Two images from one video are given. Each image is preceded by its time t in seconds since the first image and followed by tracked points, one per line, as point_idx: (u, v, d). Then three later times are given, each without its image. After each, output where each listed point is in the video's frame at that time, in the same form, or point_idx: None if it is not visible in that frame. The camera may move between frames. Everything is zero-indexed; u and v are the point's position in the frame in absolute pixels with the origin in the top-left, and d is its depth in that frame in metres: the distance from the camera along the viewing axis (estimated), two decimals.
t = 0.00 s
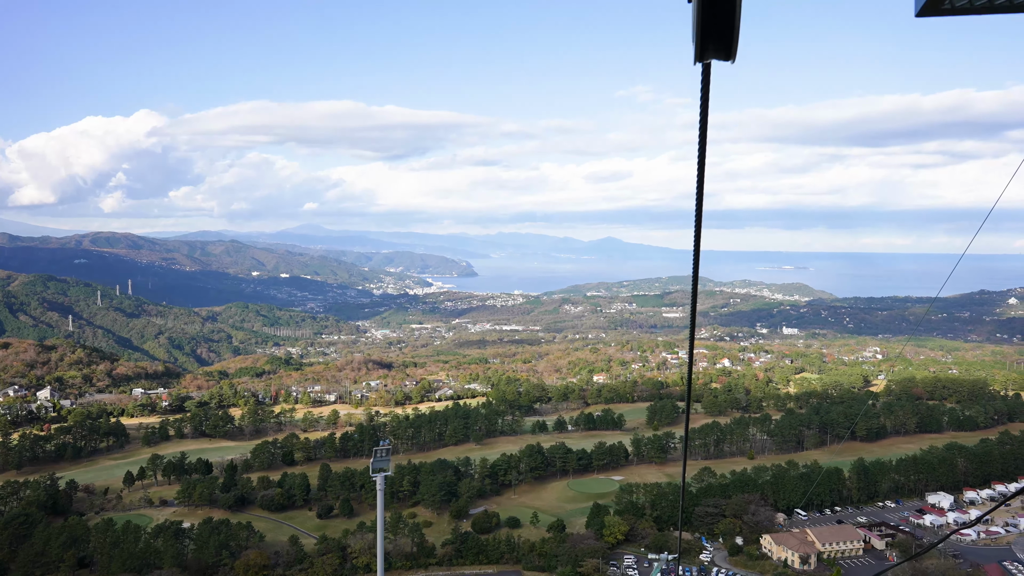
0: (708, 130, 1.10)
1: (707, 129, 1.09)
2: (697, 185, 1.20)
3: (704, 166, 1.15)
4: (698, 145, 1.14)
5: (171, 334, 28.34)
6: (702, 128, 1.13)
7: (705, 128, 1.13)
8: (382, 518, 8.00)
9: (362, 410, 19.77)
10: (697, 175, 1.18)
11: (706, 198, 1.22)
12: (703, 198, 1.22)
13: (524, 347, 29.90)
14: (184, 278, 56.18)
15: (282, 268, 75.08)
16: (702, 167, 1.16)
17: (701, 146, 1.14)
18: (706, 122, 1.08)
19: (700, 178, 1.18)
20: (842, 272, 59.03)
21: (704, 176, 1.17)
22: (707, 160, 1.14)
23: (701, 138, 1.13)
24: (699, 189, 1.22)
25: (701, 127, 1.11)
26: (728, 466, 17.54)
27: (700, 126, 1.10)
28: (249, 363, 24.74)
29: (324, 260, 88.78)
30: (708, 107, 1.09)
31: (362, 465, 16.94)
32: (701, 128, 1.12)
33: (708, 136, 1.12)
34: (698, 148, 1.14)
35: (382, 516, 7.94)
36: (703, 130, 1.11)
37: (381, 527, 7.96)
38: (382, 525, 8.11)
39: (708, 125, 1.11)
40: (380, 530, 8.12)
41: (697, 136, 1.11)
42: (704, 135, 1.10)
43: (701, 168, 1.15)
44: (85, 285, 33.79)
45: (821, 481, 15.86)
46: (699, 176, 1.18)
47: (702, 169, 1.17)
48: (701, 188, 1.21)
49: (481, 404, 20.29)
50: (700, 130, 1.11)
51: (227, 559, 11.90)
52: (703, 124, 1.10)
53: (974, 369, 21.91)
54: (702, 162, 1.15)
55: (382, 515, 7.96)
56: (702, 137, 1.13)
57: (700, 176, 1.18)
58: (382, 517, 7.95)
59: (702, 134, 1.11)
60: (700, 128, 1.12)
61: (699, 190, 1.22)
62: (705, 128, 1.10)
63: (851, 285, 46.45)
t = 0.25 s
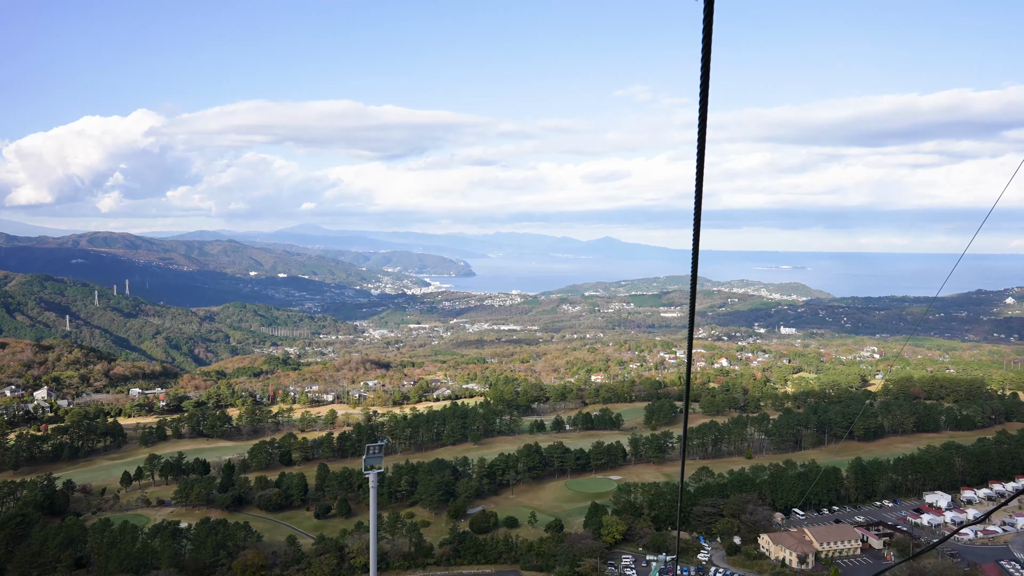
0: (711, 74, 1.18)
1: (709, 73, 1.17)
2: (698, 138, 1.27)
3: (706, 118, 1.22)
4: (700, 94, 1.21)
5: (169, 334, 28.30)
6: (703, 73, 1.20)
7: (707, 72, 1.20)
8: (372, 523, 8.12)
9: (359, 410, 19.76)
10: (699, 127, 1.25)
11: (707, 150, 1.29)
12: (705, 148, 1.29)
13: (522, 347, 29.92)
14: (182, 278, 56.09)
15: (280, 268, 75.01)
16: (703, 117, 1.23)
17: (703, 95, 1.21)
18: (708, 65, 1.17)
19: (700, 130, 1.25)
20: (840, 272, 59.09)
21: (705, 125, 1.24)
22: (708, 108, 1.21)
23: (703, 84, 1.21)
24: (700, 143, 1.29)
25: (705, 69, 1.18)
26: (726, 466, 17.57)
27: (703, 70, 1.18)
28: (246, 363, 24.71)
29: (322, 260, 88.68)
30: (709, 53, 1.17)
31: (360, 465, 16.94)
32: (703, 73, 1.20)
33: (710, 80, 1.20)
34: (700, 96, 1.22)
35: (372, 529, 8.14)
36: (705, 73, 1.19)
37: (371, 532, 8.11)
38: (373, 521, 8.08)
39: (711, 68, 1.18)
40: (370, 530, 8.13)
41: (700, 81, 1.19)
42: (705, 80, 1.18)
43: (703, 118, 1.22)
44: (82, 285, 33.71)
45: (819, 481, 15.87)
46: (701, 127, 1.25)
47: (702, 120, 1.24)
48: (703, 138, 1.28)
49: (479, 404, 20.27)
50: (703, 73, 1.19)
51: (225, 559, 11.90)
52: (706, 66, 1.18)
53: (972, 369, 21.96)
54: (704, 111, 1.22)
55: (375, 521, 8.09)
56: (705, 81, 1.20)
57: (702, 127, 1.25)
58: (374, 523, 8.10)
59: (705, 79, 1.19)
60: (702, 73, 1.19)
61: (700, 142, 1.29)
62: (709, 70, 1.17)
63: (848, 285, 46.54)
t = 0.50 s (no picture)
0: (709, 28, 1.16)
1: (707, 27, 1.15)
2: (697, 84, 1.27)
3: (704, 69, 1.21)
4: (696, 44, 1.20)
5: (166, 334, 28.26)
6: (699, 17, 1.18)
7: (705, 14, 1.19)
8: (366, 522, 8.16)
9: (357, 410, 19.74)
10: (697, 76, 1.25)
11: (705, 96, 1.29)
12: (704, 96, 1.28)
13: (520, 347, 29.93)
14: (179, 278, 56.00)
15: (278, 268, 74.91)
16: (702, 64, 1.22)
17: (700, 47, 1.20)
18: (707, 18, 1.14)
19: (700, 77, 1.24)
20: (836, 272, 59.21)
21: (705, 80, 1.25)
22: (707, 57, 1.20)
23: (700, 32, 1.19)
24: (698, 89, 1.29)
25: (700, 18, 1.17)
26: (724, 465, 17.60)
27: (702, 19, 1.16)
28: (244, 363, 24.68)
29: (320, 260, 88.61)
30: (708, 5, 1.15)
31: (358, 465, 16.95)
32: (701, 25, 1.18)
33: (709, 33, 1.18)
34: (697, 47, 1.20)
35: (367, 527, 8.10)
36: (703, 19, 1.17)
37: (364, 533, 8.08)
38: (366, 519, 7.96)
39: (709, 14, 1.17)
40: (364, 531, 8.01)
41: (698, 30, 1.17)
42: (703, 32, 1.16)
43: (701, 66, 1.21)
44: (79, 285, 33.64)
45: (817, 480, 15.88)
46: (699, 75, 1.24)
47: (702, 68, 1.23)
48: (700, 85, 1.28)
49: (477, 404, 20.26)
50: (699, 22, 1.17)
51: (222, 559, 11.88)
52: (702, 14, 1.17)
53: (969, 367, 22.01)
54: (704, 65, 1.22)
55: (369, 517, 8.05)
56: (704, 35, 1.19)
57: (700, 75, 1.24)
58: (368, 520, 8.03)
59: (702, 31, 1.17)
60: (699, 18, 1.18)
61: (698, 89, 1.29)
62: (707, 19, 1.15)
63: (846, 285, 46.64)
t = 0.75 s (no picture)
0: (705, 30, 1.11)
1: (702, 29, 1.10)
2: (692, 79, 1.21)
3: (699, 64, 1.16)
4: (692, 42, 1.15)
5: (163, 334, 28.21)
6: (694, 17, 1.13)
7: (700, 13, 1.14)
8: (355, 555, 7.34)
9: (354, 409, 19.71)
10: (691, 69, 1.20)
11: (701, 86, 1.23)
12: (699, 91, 1.23)
13: (517, 346, 29.95)
14: (176, 278, 55.90)
15: (275, 268, 74.81)
16: (697, 62, 1.17)
17: (695, 45, 1.15)
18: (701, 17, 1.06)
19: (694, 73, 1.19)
20: (833, 271, 59.37)
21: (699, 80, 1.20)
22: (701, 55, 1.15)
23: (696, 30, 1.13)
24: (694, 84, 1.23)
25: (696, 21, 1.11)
26: (721, 464, 17.62)
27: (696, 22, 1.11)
28: (241, 363, 24.65)
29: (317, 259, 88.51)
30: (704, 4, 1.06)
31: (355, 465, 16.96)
32: (696, 26, 1.10)
33: (704, 33, 1.11)
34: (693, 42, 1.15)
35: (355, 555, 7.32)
36: (696, 22, 1.10)
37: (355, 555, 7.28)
38: (354, 544, 7.28)
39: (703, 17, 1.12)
40: (352, 552, 7.31)
41: (691, 33, 1.11)
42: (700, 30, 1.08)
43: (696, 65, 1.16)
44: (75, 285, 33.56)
45: (813, 479, 15.90)
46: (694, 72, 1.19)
47: (696, 66, 1.18)
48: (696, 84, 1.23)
49: (474, 403, 20.23)
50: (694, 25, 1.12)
51: (219, 559, 11.87)
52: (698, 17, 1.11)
53: (965, 367, 22.06)
54: (697, 63, 1.17)
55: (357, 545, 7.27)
56: (699, 34, 1.12)
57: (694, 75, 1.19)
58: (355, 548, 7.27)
59: (697, 30, 1.10)
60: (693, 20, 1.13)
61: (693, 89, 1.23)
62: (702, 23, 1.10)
63: (842, 284, 46.75)
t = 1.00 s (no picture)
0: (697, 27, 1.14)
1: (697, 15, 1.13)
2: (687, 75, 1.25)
3: (694, 60, 1.19)
4: (686, 37, 1.18)
5: (158, 334, 28.15)
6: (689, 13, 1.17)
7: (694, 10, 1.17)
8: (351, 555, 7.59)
9: (351, 409, 19.70)
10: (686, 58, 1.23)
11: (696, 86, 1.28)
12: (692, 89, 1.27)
13: (514, 346, 29.97)
14: (172, 278, 55.77)
15: (272, 268, 74.66)
16: (690, 56, 1.20)
17: (689, 40, 1.18)
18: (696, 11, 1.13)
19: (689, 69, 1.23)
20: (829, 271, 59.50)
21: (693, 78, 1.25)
22: (695, 49, 1.18)
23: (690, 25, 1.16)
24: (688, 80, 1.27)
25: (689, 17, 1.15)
26: (718, 463, 17.66)
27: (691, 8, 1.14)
28: (237, 363, 24.60)
29: (314, 259, 88.34)
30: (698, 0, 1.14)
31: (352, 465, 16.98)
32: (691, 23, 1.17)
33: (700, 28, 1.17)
34: (687, 38, 1.18)
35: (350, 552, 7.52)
36: (691, 20, 1.17)
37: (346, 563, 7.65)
38: (347, 544, 7.45)
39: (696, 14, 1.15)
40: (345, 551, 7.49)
41: (687, 30, 1.17)
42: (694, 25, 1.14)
43: (691, 63, 1.19)
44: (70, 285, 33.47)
45: (810, 479, 15.93)
46: (688, 68, 1.22)
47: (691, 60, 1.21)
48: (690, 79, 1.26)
49: (470, 403, 20.22)
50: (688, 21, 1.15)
51: (215, 560, 11.85)
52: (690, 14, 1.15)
53: (961, 366, 22.14)
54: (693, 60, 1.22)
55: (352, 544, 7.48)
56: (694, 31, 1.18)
57: (690, 73, 1.22)
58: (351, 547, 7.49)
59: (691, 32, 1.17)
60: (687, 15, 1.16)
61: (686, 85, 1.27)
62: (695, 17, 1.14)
63: (838, 284, 46.86)
